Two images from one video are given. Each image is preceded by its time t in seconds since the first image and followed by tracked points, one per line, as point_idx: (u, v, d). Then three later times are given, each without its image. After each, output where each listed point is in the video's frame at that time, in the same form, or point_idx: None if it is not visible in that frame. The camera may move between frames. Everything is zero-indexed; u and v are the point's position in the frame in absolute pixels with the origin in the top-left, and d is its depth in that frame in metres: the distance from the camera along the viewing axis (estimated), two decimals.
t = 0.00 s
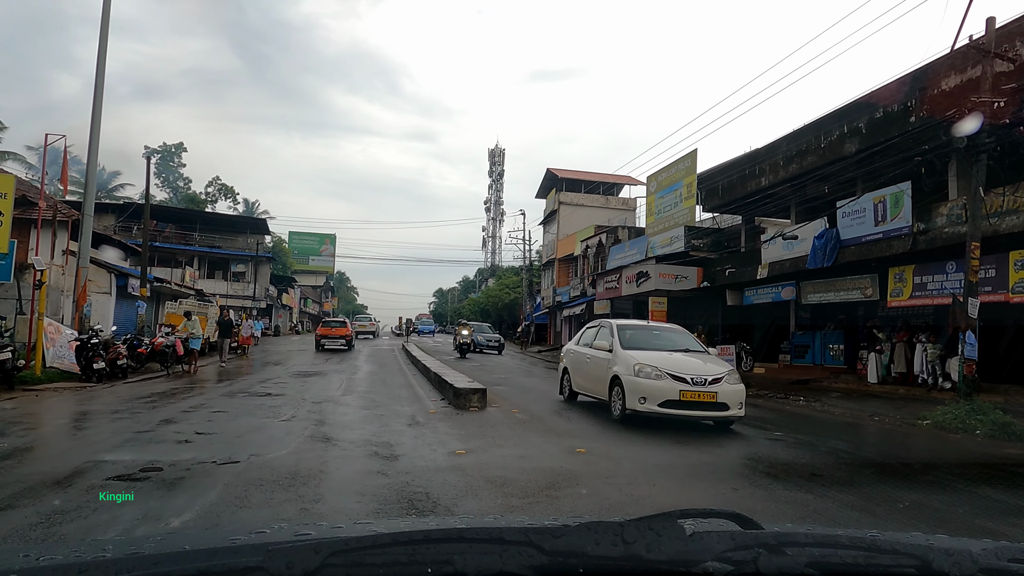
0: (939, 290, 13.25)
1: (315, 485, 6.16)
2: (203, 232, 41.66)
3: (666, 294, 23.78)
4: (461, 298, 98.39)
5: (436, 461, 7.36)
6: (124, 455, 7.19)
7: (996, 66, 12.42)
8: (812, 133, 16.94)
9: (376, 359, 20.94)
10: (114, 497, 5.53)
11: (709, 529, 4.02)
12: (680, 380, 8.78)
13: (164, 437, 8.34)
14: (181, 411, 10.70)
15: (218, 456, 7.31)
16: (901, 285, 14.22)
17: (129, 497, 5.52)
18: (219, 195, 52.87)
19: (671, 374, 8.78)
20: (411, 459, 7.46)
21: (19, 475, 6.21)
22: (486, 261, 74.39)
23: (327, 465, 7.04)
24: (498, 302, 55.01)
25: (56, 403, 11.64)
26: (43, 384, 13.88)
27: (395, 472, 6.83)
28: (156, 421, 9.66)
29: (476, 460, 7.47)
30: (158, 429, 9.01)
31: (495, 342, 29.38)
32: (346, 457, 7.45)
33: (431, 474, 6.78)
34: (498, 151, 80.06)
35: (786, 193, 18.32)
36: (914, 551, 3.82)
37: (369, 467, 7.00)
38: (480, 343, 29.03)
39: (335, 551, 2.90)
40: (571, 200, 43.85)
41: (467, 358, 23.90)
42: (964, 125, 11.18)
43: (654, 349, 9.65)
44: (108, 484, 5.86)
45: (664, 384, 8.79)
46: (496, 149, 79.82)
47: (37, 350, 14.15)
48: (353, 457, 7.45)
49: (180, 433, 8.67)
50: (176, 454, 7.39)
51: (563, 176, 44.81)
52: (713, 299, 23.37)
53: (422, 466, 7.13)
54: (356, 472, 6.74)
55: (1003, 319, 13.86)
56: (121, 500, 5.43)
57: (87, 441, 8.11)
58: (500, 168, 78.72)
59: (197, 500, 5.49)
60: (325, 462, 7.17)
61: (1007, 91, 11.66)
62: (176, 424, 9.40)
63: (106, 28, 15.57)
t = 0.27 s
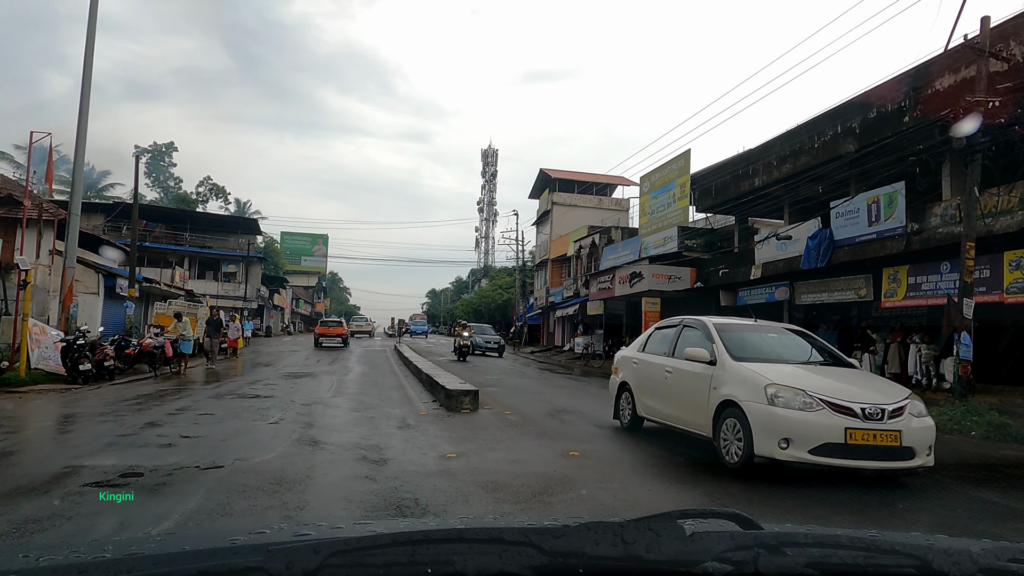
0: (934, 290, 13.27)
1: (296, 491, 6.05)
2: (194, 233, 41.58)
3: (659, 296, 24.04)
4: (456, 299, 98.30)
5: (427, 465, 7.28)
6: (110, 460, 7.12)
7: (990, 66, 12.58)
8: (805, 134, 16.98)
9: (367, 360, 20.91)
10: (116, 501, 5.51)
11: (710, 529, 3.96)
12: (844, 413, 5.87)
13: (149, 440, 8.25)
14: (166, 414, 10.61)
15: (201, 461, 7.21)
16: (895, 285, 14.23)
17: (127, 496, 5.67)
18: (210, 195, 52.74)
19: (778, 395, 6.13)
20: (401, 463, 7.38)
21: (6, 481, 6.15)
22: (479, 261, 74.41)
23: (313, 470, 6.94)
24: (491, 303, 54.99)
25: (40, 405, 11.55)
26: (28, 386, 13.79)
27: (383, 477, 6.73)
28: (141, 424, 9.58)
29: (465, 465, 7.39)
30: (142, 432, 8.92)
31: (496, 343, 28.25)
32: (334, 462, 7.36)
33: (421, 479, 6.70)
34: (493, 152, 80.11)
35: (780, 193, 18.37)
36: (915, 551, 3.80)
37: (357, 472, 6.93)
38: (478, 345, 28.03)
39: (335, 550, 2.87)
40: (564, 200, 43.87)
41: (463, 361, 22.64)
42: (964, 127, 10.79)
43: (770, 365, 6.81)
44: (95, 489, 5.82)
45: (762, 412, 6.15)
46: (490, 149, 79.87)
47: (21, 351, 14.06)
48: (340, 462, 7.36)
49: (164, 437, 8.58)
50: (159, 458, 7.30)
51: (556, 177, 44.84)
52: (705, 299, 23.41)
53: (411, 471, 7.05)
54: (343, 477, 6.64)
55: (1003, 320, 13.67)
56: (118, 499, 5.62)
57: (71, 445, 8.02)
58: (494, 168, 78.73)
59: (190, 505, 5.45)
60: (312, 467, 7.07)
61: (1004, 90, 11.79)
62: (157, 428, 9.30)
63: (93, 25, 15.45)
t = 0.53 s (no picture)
0: (927, 290, 13.31)
1: (279, 498, 5.90)
2: (183, 232, 41.43)
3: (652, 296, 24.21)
4: (448, 298, 98.24)
5: (415, 470, 7.17)
6: (97, 463, 7.03)
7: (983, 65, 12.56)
8: (798, 133, 16.99)
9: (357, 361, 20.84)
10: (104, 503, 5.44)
11: (711, 530, 3.91)
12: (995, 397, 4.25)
13: (135, 443, 8.15)
14: (152, 416, 10.52)
15: (182, 467, 7.07)
16: (888, 285, 14.29)
17: (128, 496, 5.71)
18: (200, 193, 52.55)
19: (1000, 368, 4.15)
20: (389, 468, 7.27)
21: None
22: (471, 261, 74.35)
23: (297, 476, 6.80)
24: (483, 303, 54.94)
25: (24, 407, 11.44)
26: (13, 387, 13.66)
27: (369, 483, 6.58)
28: (124, 426, 9.48)
29: (453, 469, 7.29)
30: (124, 434, 8.83)
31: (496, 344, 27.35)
32: (320, 467, 7.24)
33: (407, 484, 6.58)
34: (485, 152, 80.09)
35: (772, 192, 18.41)
36: (914, 550, 3.71)
37: (344, 477, 6.81)
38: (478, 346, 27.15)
39: (335, 551, 2.83)
40: (556, 200, 43.86)
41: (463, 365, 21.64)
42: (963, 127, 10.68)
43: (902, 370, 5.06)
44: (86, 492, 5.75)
45: (1002, 402, 4.08)
46: (482, 149, 79.78)
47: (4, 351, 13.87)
48: (325, 467, 7.23)
49: (145, 440, 8.45)
50: (142, 462, 7.21)
51: (549, 176, 44.80)
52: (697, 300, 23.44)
53: (398, 476, 6.95)
54: (327, 483, 6.50)
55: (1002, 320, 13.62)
56: (119, 499, 5.65)
57: (55, 448, 7.92)
58: (486, 168, 78.68)
59: (183, 509, 5.39)
60: (297, 472, 6.94)
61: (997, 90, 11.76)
62: (142, 429, 9.21)
63: (79, 21, 15.28)
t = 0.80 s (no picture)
0: (919, 290, 13.37)
1: (259, 503, 5.52)
2: (171, 231, 41.28)
3: (644, 294, 23.91)
4: (439, 298, 98.09)
5: (401, 474, 6.87)
6: (83, 462, 6.93)
7: (978, 63, 12.58)
8: (789, 132, 17.02)
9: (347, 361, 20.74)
10: (95, 502, 5.37)
11: (710, 529, 3.84)
12: None
13: (120, 443, 8.04)
14: (136, 416, 10.39)
15: (160, 470, 6.65)
16: (881, 284, 14.34)
17: (127, 496, 5.51)
18: (189, 191, 52.40)
19: None
20: (375, 472, 6.96)
21: None
22: (463, 260, 74.28)
23: (280, 480, 6.42)
24: (474, 303, 54.89)
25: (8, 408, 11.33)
26: None
27: (355, 488, 6.27)
28: (106, 426, 9.35)
29: (442, 470, 7.11)
30: (105, 434, 8.70)
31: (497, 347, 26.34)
32: (304, 469, 6.91)
33: (395, 489, 6.29)
34: (476, 151, 80.03)
35: (765, 190, 18.46)
36: (914, 551, 3.64)
37: (329, 480, 6.47)
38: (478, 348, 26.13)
39: (335, 550, 2.79)
40: (547, 199, 43.88)
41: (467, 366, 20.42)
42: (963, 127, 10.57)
43: None
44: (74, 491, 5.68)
45: None
46: (473, 148, 79.70)
47: None
48: (310, 469, 6.92)
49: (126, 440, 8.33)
50: (129, 460, 7.13)
51: (540, 176, 44.77)
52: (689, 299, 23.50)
53: (386, 479, 6.64)
54: (312, 488, 6.16)
55: (1003, 320, 13.57)
56: (119, 499, 5.48)
57: (39, 448, 7.83)
58: (477, 167, 78.61)
59: (177, 507, 5.33)
60: (281, 476, 6.58)
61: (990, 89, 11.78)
62: (125, 429, 9.07)
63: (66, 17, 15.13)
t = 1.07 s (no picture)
0: (911, 289, 13.41)
1: (237, 512, 5.24)
2: (159, 230, 41.15)
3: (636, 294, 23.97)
4: (429, 298, 97.97)
5: (387, 478, 6.62)
6: (72, 462, 6.85)
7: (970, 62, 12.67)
8: (781, 131, 17.08)
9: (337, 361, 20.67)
10: (88, 502, 5.31)
11: (710, 529, 3.77)
12: None
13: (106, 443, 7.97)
14: (121, 416, 10.29)
15: (138, 476, 6.38)
16: (873, 284, 14.39)
17: (127, 497, 5.56)
18: (178, 190, 52.26)
19: None
20: (362, 476, 6.71)
21: None
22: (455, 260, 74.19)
23: (261, 486, 6.09)
24: (466, 303, 54.83)
25: None
26: None
27: (340, 493, 6.01)
28: (89, 426, 9.24)
29: (429, 474, 6.88)
30: (89, 433, 8.60)
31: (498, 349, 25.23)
32: (288, 473, 6.65)
33: (380, 494, 6.04)
34: (468, 151, 79.95)
35: (757, 190, 18.52)
36: (913, 551, 3.57)
37: (313, 486, 6.20)
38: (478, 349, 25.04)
39: (334, 549, 2.75)
40: (540, 199, 43.89)
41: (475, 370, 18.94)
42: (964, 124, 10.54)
43: None
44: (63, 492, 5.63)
45: None
46: (465, 148, 79.63)
47: None
48: (294, 473, 6.66)
49: (109, 440, 8.25)
50: (118, 459, 7.07)
51: (532, 175, 44.77)
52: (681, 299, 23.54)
53: (372, 484, 6.39)
54: (294, 493, 5.89)
55: (1003, 320, 13.46)
56: (119, 499, 5.49)
57: (25, 448, 7.75)
58: (469, 167, 78.55)
59: (173, 507, 5.29)
60: (263, 481, 6.29)
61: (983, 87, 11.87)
62: (109, 429, 8.97)
63: (50, 13, 14.95)
